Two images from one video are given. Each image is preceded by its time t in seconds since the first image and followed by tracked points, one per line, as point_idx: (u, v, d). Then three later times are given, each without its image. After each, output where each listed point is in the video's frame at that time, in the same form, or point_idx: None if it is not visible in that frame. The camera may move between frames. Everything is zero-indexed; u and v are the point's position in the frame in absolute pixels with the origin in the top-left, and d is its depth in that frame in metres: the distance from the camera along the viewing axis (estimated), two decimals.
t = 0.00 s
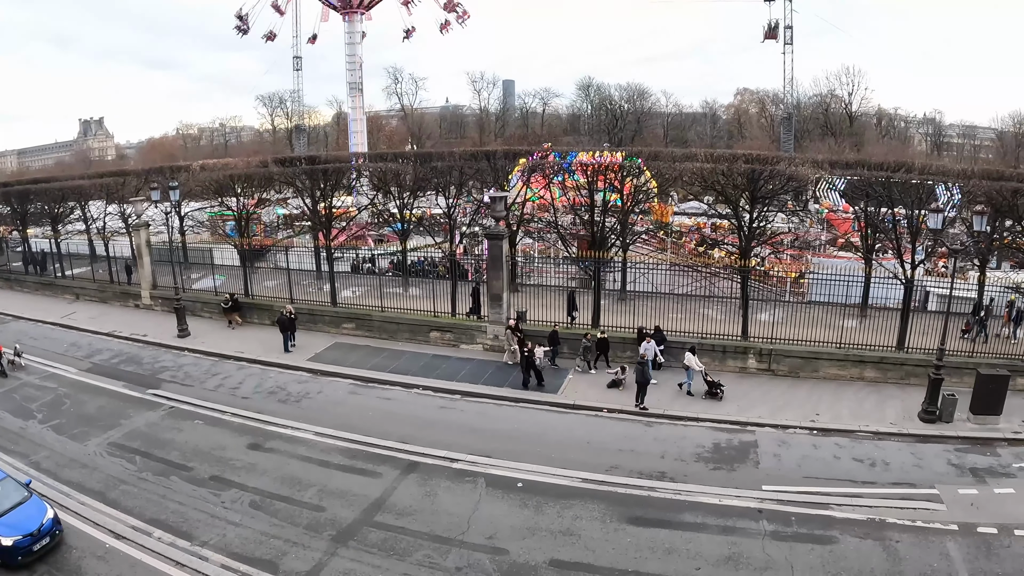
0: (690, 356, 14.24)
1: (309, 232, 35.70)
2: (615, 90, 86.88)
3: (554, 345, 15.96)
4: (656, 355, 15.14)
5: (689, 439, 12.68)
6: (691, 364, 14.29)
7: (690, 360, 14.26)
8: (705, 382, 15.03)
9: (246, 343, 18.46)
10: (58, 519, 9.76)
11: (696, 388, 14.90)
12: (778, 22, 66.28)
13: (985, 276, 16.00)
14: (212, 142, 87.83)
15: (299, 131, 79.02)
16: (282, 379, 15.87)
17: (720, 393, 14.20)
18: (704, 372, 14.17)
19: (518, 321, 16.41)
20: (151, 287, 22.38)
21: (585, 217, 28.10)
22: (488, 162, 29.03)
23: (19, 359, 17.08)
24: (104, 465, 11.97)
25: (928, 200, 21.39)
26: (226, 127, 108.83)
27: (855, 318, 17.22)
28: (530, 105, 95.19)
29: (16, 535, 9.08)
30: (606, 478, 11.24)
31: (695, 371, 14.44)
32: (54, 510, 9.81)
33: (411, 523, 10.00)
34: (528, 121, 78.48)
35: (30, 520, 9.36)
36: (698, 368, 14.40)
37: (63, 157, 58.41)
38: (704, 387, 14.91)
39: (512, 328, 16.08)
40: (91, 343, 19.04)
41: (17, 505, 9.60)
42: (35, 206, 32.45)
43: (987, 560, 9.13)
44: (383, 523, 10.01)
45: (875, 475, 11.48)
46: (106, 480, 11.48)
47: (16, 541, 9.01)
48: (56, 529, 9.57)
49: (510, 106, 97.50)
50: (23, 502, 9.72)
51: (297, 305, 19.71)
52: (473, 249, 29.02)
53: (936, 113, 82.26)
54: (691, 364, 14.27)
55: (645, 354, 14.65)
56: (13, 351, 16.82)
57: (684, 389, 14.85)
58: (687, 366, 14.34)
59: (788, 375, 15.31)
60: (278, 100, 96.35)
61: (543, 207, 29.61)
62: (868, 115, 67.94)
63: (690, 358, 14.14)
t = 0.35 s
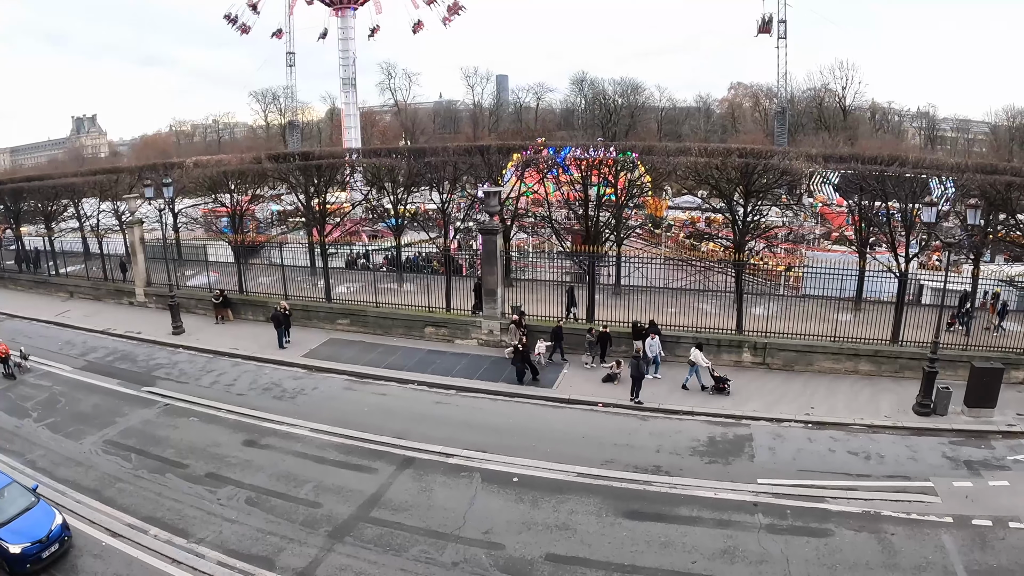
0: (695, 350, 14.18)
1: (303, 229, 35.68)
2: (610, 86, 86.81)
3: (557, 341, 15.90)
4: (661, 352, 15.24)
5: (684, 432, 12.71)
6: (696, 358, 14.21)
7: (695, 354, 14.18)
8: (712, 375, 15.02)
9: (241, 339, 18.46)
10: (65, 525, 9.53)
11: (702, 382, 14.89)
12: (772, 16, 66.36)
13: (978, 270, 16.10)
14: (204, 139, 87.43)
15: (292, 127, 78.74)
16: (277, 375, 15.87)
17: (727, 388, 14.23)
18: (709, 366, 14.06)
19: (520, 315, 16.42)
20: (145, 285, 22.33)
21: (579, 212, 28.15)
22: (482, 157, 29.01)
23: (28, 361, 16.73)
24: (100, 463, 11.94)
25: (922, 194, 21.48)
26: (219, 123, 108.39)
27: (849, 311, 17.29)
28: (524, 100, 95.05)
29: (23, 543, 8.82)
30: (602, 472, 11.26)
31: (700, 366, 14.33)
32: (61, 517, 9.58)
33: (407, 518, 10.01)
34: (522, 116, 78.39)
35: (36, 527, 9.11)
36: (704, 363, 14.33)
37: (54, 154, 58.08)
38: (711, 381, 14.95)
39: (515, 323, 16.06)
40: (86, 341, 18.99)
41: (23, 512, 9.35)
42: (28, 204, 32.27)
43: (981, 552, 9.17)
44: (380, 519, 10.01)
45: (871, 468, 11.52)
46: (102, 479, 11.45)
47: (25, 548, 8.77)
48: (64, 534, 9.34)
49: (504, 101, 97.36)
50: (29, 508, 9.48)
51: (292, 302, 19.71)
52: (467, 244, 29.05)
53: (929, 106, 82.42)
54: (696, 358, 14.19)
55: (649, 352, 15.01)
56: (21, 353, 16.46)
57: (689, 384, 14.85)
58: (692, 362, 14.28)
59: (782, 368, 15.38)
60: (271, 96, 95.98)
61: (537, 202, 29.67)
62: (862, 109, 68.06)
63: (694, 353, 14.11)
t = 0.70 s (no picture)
0: (703, 345, 14.18)
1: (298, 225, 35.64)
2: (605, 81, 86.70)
3: (560, 335, 15.90)
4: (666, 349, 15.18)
5: (680, 427, 12.74)
6: (704, 353, 14.19)
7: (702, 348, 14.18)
8: (718, 372, 14.97)
9: (237, 336, 18.44)
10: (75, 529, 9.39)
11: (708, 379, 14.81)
12: (767, 11, 66.32)
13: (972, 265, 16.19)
14: (199, 136, 87.08)
15: (287, 123, 78.50)
16: (273, 372, 15.85)
17: (733, 383, 14.16)
18: (717, 361, 14.06)
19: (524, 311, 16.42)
20: (140, 282, 22.27)
21: (575, 207, 28.15)
22: (477, 153, 28.99)
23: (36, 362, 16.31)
24: (96, 461, 11.93)
25: (917, 188, 21.51)
26: (214, 119, 108.00)
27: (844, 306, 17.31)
28: (519, 96, 94.92)
29: (33, 549, 8.70)
30: (598, 467, 11.29)
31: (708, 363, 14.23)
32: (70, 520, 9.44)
33: (404, 514, 10.02)
34: (518, 112, 78.26)
35: (45, 532, 8.96)
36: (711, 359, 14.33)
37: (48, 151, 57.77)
38: (717, 377, 14.88)
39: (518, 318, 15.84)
40: (81, 339, 18.95)
41: (32, 517, 9.18)
42: (22, 202, 32.14)
43: (977, 545, 9.21)
44: (376, 515, 10.03)
45: (866, 461, 11.56)
46: (98, 477, 11.43)
47: (34, 555, 8.65)
48: (74, 540, 9.21)
49: (498, 97, 97.22)
50: (37, 513, 9.29)
51: (287, 298, 19.68)
52: (462, 240, 29.05)
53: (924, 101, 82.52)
54: (704, 353, 14.17)
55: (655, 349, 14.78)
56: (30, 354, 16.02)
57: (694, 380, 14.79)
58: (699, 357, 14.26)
59: (778, 363, 15.42)
60: (266, 93, 95.63)
61: (533, 197, 29.62)
62: (857, 103, 68.10)
63: (702, 348, 14.10)
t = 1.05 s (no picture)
0: (709, 343, 14.08)
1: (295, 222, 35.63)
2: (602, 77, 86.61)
3: (567, 333, 15.93)
4: (676, 345, 15.10)
5: (677, 423, 12.76)
6: (710, 351, 14.08)
7: (708, 346, 14.07)
8: (727, 368, 14.90)
9: (234, 333, 18.42)
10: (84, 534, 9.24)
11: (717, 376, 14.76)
12: (763, 6, 66.24)
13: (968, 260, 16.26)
14: (195, 133, 86.79)
15: (283, 121, 78.29)
16: (269, 369, 15.84)
17: (741, 379, 14.12)
18: (724, 360, 13.96)
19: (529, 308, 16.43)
20: (136, 280, 22.22)
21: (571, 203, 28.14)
22: (473, 149, 28.96)
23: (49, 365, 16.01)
24: (93, 460, 11.91)
25: (913, 183, 21.54)
26: (209, 116, 107.65)
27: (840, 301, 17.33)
28: (515, 92, 94.74)
29: (42, 555, 8.56)
30: (594, 463, 11.30)
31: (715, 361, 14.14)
32: (79, 525, 9.28)
33: (401, 511, 10.03)
34: (514, 108, 78.15)
35: (54, 537, 8.82)
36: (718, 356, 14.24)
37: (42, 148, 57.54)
38: (726, 373, 14.80)
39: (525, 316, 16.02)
40: (78, 337, 18.92)
41: (40, 521, 9.03)
42: (18, 200, 32.02)
43: (973, 540, 9.24)
44: (373, 512, 10.03)
45: (863, 457, 11.59)
46: (95, 475, 11.42)
47: (43, 561, 8.50)
48: (84, 545, 9.06)
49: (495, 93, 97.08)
50: (46, 518, 9.13)
51: (284, 295, 19.67)
52: (459, 236, 29.04)
53: (921, 97, 82.50)
54: (709, 350, 14.07)
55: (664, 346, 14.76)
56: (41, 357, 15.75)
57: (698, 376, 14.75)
58: (705, 354, 14.18)
59: (774, 358, 15.45)
60: (261, 90, 95.33)
61: (529, 193, 29.61)
62: (854, 99, 68.09)
63: (708, 345, 14.01)
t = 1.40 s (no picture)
0: (716, 339, 14.09)
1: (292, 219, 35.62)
2: (599, 73, 86.39)
3: (574, 328, 15.93)
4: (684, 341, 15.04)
5: (675, 418, 12.78)
6: (718, 347, 14.09)
7: (715, 343, 14.07)
8: (733, 364, 14.91)
9: (231, 330, 18.42)
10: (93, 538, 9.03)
11: (722, 372, 14.76)
12: (760, 1, 66.11)
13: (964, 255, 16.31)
14: (192, 131, 86.60)
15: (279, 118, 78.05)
16: (267, 366, 15.84)
17: (749, 375, 14.12)
18: (731, 356, 13.96)
19: (533, 305, 16.45)
20: (134, 278, 22.23)
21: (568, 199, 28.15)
22: (469, 145, 28.99)
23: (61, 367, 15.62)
24: (91, 458, 11.91)
25: (910, 178, 21.57)
26: (205, 113, 107.33)
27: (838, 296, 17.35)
28: (512, 88, 94.63)
29: (52, 561, 8.33)
30: (592, 458, 11.32)
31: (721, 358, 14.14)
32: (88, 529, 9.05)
33: (399, 507, 10.04)
34: (511, 104, 78.01)
35: (63, 542, 8.57)
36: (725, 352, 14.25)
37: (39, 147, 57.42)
38: (732, 370, 14.79)
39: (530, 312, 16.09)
40: (76, 336, 18.91)
41: (49, 525, 8.76)
42: (14, 199, 31.96)
43: (971, 535, 9.26)
44: (371, 508, 10.04)
45: (860, 451, 11.61)
46: (93, 473, 11.41)
47: (53, 566, 8.29)
48: (93, 549, 8.86)
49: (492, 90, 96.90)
50: (55, 523, 8.84)
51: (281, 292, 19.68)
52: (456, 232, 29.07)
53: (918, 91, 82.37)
54: (716, 346, 14.09)
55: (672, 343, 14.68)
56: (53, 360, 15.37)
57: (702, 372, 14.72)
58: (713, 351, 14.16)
59: (772, 353, 15.50)
60: (257, 86, 95.06)
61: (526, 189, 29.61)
62: (851, 94, 68.01)
63: (715, 342, 14.02)
